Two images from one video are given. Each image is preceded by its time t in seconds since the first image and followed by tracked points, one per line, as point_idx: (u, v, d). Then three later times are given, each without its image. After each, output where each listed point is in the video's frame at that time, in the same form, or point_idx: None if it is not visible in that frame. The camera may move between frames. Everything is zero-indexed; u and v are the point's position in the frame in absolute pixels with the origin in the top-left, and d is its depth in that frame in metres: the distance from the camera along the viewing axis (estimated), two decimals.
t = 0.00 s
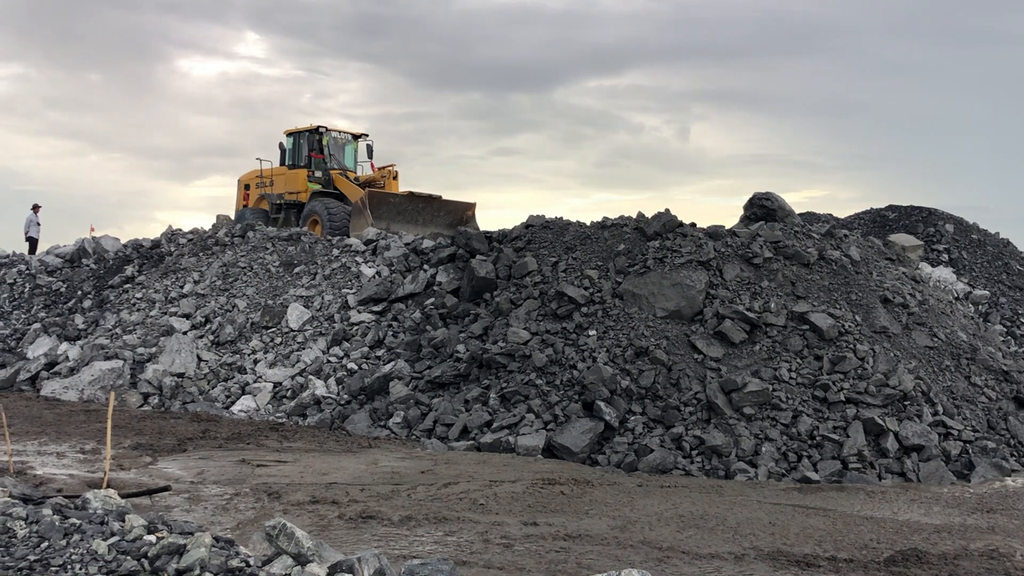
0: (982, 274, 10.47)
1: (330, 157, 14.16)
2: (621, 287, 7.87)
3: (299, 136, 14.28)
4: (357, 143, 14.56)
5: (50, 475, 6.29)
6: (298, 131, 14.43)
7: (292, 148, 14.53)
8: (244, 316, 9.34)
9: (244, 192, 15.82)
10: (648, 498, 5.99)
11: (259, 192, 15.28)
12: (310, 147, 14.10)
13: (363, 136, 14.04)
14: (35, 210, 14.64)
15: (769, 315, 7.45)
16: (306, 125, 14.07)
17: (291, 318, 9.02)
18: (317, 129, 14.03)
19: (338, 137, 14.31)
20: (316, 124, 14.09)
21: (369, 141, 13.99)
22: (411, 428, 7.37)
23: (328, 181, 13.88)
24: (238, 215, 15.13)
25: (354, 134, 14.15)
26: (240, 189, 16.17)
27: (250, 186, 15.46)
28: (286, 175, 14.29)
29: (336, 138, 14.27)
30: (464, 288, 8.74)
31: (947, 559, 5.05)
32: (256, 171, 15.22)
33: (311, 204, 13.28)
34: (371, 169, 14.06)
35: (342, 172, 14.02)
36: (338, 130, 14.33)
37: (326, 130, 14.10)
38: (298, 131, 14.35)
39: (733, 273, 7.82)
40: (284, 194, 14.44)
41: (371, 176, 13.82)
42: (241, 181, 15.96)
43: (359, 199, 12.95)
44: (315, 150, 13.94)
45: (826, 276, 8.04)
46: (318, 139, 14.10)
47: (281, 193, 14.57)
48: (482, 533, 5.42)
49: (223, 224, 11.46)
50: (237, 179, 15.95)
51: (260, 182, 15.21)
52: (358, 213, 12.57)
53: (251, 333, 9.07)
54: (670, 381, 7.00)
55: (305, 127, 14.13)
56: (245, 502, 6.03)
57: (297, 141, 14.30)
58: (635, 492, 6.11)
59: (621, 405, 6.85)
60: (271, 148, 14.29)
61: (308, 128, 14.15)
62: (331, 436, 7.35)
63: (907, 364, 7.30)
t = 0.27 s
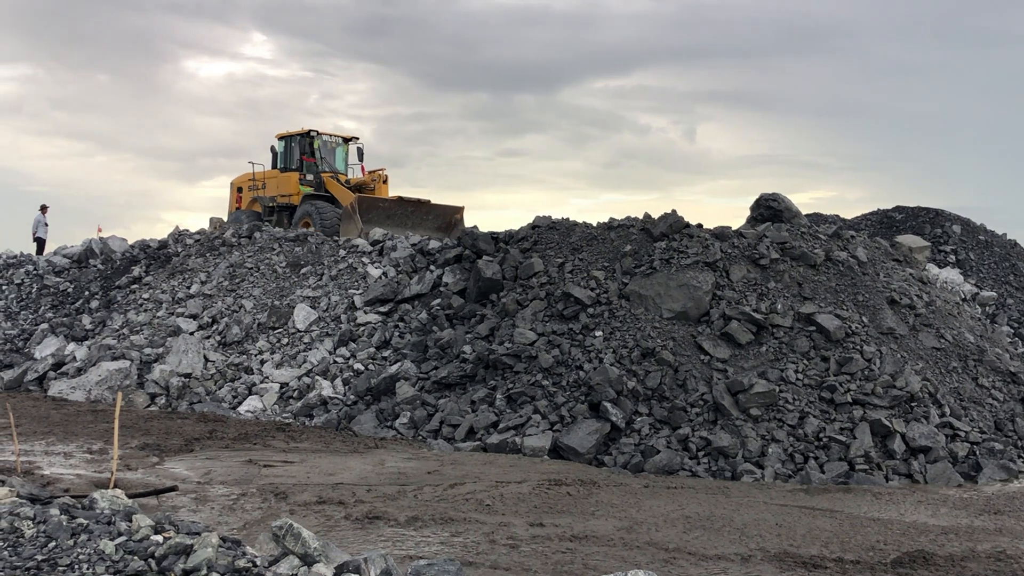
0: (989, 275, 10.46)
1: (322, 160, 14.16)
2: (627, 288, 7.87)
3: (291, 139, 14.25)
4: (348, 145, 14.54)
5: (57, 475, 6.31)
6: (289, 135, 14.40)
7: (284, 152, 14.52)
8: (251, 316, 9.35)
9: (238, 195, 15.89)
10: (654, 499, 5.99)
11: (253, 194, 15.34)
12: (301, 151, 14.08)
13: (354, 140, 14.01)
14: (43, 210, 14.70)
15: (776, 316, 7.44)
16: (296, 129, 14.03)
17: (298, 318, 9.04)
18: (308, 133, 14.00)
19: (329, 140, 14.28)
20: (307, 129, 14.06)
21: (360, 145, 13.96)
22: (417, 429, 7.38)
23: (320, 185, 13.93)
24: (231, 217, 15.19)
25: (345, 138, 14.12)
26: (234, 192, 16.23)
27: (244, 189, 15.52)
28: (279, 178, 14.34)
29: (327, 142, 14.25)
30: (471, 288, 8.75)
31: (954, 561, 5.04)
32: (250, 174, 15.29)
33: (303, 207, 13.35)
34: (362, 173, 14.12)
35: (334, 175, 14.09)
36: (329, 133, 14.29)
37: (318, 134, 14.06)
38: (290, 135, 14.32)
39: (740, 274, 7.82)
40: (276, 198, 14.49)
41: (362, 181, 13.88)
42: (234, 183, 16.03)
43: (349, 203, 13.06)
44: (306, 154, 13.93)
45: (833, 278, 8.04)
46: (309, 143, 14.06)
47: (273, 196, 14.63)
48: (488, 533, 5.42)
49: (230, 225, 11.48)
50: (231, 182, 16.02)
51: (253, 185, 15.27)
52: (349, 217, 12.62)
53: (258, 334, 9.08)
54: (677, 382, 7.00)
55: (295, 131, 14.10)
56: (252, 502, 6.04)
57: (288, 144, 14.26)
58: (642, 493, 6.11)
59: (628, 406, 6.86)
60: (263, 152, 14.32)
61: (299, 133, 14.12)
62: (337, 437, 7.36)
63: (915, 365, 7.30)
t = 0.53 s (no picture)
0: (992, 277, 10.46)
1: (312, 164, 14.21)
2: (630, 290, 7.88)
3: (281, 143, 14.28)
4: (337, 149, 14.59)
5: (60, 476, 6.32)
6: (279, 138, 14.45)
7: (274, 155, 14.56)
8: (254, 317, 9.36)
9: (229, 199, 15.91)
10: (657, 500, 5.99)
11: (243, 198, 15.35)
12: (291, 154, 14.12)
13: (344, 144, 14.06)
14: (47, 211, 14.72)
15: (779, 318, 7.44)
16: (287, 133, 14.08)
17: (300, 320, 9.05)
18: (298, 137, 14.06)
19: (319, 144, 14.33)
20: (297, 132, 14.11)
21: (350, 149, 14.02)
22: (420, 430, 7.38)
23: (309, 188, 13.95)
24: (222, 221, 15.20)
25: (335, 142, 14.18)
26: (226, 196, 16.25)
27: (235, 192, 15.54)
28: (269, 181, 14.35)
29: (317, 146, 14.30)
30: (473, 290, 8.76)
31: (957, 563, 5.03)
32: (240, 178, 15.31)
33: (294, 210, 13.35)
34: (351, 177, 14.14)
35: (324, 178, 14.07)
36: (319, 137, 14.34)
37: (308, 138, 14.12)
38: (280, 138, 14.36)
39: (742, 276, 7.82)
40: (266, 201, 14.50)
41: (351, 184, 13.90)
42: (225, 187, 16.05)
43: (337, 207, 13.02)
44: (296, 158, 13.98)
45: (835, 280, 8.03)
46: (300, 146, 14.10)
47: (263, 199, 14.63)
48: (491, 535, 5.42)
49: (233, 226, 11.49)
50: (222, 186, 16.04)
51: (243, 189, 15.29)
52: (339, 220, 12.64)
53: (260, 335, 9.09)
54: (679, 383, 7.01)
55: (286, 135, 14.15)
56: (255, 503, 6.05)
57: (279, 148, 14.30)
58: (644, 494, 6.11)
59: (630, 408, 6.86)
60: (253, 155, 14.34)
61: (290, 136, 14.17)
62: (340, 438, 7.36)
63: (917, 367, 7.30)
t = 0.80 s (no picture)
0: (990, 279, 10.47)
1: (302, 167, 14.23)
2: (628, 292, 7.88)
3: (271, 146, 14.27)
4: (327, 153, 14.63)
5: (58, 477, 6.32)
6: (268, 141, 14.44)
7: (263, 158, 14.53)
8: (251, 319, 9.36)
9: (218, 199, 15.81)
10: (654, 502, 5.99)
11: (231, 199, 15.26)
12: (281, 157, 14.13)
13: (334, 148, 14.11)
14: (44, 212, 14.71)
15: (777, 320, 7.45)
16: (277, 136, 14.09)
17: (298, 321, 9.05)
18: (289, 140, 14.08)
19: (308, 148, 14.36)
20: (287, 136, 14.12)
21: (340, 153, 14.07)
22: (417, 432, 7.38)
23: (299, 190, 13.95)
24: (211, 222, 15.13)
25: (325, 146, 14.22)
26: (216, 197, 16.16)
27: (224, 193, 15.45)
28: (258, 184, 14.28)
29: (307, 149, 14.33)
30: (471, 292, 8.76)
31: (954, 565, 5.03)
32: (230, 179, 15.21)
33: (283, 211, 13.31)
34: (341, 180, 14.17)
35: (313, 181, 14.09)
36: (309, 140, 14.35)
37: (298, 141, 14.14)
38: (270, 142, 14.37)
39: (740, 279, 7.83)
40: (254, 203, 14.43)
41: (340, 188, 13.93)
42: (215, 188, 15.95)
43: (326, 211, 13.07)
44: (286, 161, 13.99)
45: (833, 282, 8.04)
46: (290, 149, 14.12)
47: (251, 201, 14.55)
48: (488, 537, 5.42)
49: (231, 227, 11.48)
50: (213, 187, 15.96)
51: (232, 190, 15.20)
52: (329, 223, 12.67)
53: (258, 337, 9.09)
54: (677, 385, 7.01)
55: (276, 138, 14.16)
56: (252, 505, 6.05)
57: (269, 151, 14.29)
58: (641, 496, 6.11)
59: (628, 410, 6.86)
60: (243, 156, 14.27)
61: (280, 140, 14.18)
62: (337, 440, 7.36)
63: (915, 370, 7.31)
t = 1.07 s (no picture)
0: (982, 282, 10.49)
1: (289, 167, 14.21)
2: (621, 293, 7.88)
3: (258, 146, 14.26)
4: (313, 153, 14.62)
5: (49, 476, 6.29)
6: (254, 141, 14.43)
7: (250, 158, 14.51)
8: (244, 318, 9.34)
9: (206, 199, 15.75)
10: (647, 504, 5.99)
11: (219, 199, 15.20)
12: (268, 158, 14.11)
13: (320, 147, 14.11)
14: (36, 210, 14.67)
15: (770, 322, 7.45)
16: (263, 136, 14.08)
17: (290, 321, 9.04)
18: (275, 140, 14.07)
19: (294, 148, 14.34)
20: (273, 136, 14.11)
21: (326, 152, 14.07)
22: (410, 432, 7.37)
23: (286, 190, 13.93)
24: (199, 222, 15.07)
25: (312, 145, 14.21)
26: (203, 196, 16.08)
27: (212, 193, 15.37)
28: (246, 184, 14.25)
29: (294, 149, 14.31)
30: (464, 292, 8.75)
31: (945, 568, 5.04)
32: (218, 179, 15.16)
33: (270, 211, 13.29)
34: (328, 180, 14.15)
35: (300, 181, 14.08)
36: (295, 140, 14.34)
37: (285, 140, 14.15)
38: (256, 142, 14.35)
39: (733, 281, 7.84)
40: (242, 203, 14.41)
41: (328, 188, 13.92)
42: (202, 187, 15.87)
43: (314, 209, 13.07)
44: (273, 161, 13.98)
45: (826, 284, 8.05)
46: (276, 149, 14.10)
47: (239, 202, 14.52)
48: (480, 538, 5.41)
49: (225, 226, 11.46)
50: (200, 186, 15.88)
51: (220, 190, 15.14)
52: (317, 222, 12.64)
53: (250, 336, 9.07)
54: (669, 387, 7.01)
55: (262, 138, 14.15)
56: (243, 505, 6.03)
57: (256, 150, 14.28)
58: (634, 498, 6.11)
59: (620, 411, 6.86)
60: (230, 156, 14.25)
61: (266, 140, 14.17)
62: (329, 440, 7.35)
63: (907, 372, 7.32)
